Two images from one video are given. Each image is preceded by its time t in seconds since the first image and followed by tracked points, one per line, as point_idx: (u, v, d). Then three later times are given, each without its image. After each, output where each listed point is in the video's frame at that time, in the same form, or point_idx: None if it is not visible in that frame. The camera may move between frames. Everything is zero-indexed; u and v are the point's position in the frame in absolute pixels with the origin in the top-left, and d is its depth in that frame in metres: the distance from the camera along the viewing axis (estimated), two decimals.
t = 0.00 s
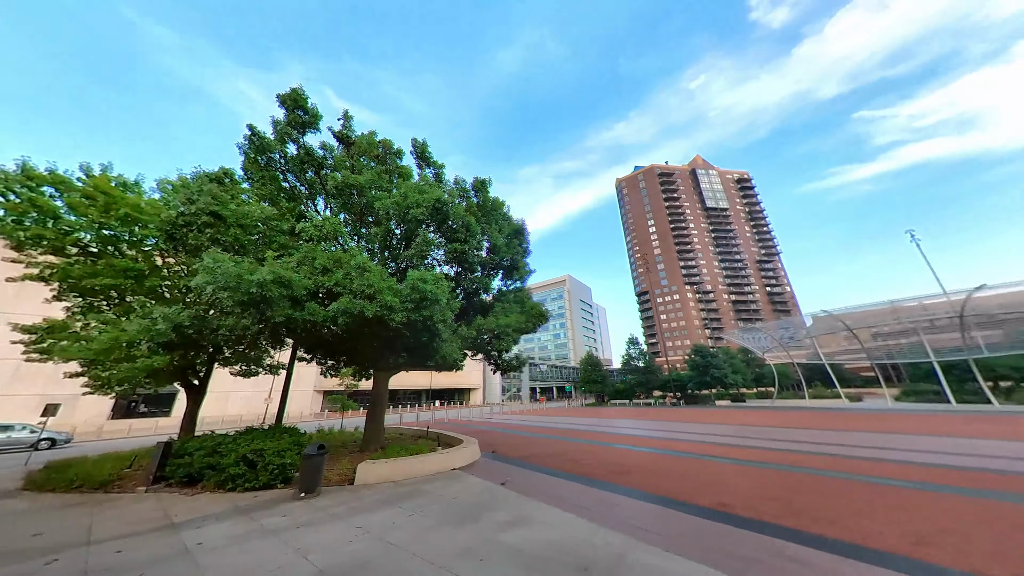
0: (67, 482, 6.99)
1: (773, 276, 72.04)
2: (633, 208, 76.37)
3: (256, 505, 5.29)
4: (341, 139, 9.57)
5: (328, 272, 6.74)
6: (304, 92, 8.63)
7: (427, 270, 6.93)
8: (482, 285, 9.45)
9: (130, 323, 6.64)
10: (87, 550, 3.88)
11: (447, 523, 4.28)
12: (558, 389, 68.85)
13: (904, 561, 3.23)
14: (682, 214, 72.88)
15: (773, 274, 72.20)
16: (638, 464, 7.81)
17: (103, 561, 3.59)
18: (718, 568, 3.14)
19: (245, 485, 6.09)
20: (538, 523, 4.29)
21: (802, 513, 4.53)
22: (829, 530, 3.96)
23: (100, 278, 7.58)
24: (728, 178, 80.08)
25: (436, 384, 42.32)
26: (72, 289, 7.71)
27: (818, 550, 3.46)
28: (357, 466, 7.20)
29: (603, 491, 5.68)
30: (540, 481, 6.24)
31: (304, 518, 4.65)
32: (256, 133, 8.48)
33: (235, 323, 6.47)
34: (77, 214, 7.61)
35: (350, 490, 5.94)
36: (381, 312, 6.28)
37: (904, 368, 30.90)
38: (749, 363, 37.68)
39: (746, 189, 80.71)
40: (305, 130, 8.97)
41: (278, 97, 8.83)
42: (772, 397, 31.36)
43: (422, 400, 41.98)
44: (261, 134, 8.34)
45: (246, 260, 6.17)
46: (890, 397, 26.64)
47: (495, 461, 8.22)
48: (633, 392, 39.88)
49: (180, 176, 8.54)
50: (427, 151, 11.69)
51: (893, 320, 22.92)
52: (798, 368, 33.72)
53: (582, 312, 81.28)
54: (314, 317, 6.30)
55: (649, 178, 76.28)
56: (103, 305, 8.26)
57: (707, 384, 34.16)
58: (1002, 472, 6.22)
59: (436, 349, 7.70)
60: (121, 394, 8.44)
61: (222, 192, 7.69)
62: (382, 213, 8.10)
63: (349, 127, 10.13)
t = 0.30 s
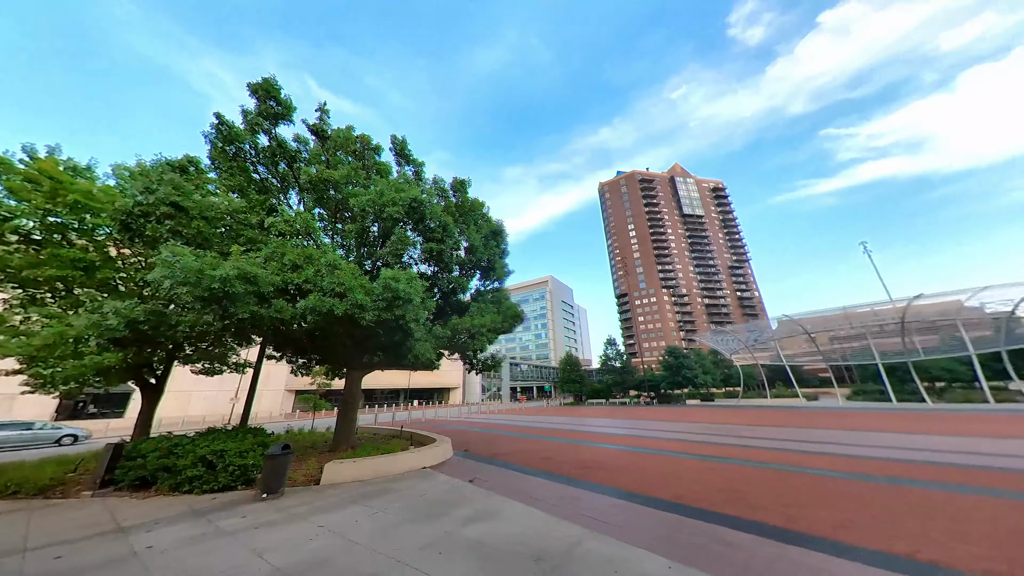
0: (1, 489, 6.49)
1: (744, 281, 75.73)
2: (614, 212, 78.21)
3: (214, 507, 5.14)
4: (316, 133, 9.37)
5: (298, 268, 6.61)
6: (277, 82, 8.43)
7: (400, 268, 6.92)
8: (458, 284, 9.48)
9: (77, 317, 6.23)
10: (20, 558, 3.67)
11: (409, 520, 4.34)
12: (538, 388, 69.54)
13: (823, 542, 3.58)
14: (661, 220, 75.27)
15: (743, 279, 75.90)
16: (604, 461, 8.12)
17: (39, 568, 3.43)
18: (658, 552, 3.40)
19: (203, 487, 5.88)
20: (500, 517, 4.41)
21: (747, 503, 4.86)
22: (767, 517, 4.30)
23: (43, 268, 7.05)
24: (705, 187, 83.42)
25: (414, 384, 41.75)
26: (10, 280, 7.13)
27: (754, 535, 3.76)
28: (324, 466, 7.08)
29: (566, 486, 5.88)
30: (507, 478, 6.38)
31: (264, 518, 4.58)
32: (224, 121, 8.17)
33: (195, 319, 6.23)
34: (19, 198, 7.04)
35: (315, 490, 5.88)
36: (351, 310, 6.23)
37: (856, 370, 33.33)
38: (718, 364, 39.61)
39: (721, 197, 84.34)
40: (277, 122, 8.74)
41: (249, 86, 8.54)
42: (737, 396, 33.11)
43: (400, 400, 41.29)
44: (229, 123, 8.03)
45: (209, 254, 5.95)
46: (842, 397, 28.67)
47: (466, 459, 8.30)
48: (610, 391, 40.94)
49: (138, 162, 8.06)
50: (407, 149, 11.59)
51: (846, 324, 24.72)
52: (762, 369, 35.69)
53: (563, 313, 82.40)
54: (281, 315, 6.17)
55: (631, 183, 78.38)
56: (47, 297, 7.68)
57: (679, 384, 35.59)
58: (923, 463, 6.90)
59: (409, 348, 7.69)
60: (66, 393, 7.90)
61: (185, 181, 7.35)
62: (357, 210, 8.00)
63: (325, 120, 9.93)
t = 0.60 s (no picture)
0: None
1: (716, 286, 79.27)
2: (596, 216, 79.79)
3: (162, 514, 4.91)
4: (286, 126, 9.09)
5: (263, 266, 6.42)
6: (245, 71, 8.14)
7: (370, 268, 6.84)
8: (433, 285, 9.45)
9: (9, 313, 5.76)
10: None
11: (369, 522, 4.33)
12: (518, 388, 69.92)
13: (755, 529, 3.90)
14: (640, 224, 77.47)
15: (716, 284, 79.44)
16: (571, 459, 8.35)
17: None
18: (606, 545, 3.58)
19: (151, 493, 5.60)
20: (461, 517, 4.49)
21: (696, 495, 5.20)
22: (711, 508, 4.62)
23: None
24: (682, 194, 86.61)
25: (391, 383, 40.95)
26: None
27: (696, 525, 4.04)
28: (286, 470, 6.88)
29: (530, 485, 6.01)
30: (474, 478, 6.45)
31: (216, 524, 4.44)
32: (185, 109, 7.79)
33: (147, 317, 5.91)
34: None
35: (274, 494, 5.72)
36: (317, 310, 6.13)
37: (812, 371, 35.74)
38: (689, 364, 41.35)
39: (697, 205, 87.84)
40: (245, 112, 8.43)
41: (214, 73, 8.18)
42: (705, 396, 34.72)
43: (376, 400, 40.40)
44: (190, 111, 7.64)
45: (163, 249, 5.68)
46: (800, 396, 30.65)
47: (435, 459, 8.29)
48: (587, 391, 41.82)
49: (87, 146, 7.52)
50: (384, 145, 11.41)
51: (805, 328, 26.45)
52: (729, 369, 37.55)
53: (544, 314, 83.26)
54: (242, 313, 5.98)
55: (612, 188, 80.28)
56: None
57: (652, 384, 36.88)
58: (857, 457, 7.56)
59: (379, 348, 7.63)
60: None
61: (139, 170, 6.95)
62: (328, 207, 7.84)
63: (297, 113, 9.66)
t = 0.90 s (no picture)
0: None
1: (690, 289, 82.57)
2: (578, 218, 81.19)
3: (105, 518, 4.69)
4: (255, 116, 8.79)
5: (225, 260, 6.21)
6: (210, 57, 7.83)
7: (339, 265, 6.77)
8: (407, 284, 9.44)
9: None
10: None
11: (327, 520, 4.32)
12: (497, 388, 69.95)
13: (694, 515, 4.26)
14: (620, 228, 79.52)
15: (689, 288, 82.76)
16: (538, 455, 8.60)
17: None
18: (556, 533, 3.80)
19: (93, 497, 5.30)
20: (422, 512, 4.57)
21: (648, 486, 5.53)
22: (660, 498, 4.94)
23: None
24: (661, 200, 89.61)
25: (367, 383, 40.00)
26: None
27: (643, 514, 4.33)
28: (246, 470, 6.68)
29: (495, 481, 6.17)
30: (440, 474, 6.54)
31: (165, 526, 4.30)
32: (143, 93, 7.40)
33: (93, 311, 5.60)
34: None
35: (231, 495, 5.57)
36: (281, 307, 6.02)
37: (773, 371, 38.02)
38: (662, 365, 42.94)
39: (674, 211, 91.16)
40: (210, 100, 8.11)
41: (176, 57, 7.79)
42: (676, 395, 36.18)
43: (351, 400, 39.38)
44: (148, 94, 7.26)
45: (112, 239, 5.39)
46: (761, 395, 32.57)
47: (404, 458, 8.29)
48: (564, 391, 42.52)
49: (28, 126, 6.97)
50: (360, 140, 11.23)
51: (767, 331, 28.14)
52: (699, 370, 39.29)
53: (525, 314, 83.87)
54: (201, 309, 5.78)
55: (594, 192, 81.99)
56: None
57: (627, 384, 38.03)
58: (797, 449, 8.25)
59: (348, 347, 7.57)
60: None
61: (88, 154, 6.52)
62: (297, 201, 7.66)
63: (267, 103, 9.37)
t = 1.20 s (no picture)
0: None
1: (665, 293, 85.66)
2: (560, 220, 82.26)
3: (34, 528, 4.37)
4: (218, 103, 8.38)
5: (179, 254, 5.92)
6: (169, 39, 7.41)
7: (304, 262, 6.61)
8: (378, 282, 9.35)
9: None
10: None
11: (281, 523, 4.26)
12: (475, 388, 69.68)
13: (640, 507, 4.53)
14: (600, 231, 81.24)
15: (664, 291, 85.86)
16: (506, 454, 8.76)
17: None
18: (508, 529, 3.94)
19: (21, 506, 4.92)
20: (380, 513, 4.57)
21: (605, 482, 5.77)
22: (614, 492, 5.17)
23: None
24: (639, 206, 92.32)
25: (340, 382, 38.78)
26: None
27: (596, 508, 4.52)
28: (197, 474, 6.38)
29: (458, 480, 6.26)
30: (404, 475, 6.54)
31: (102, 534, 4.08)
32: (91, 73, 6.90)
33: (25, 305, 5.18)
34: None
35: (180, 499, 5.34)
36: (239, 304, 5.81)
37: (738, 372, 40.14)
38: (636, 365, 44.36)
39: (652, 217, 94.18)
40: (167, 85, 7.67)
41: (130, 37, 7.31)
42: (648, 394, 37.44)
43: (322, 400, 38.04)
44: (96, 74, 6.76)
45: (48, 229, 5.01)
46: (726, 394, 34.35)
47: (370, 459, 8.20)
48: (541, 390, 42.96)
49: None
50: (333, 134, 10.93)
51: (732, 334, 29.69)
52: (670, 370, 40.89)
53: (506, 314, 83.99)
54: (150, 305, 5.49)
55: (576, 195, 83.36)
56: None
57: (602, 383, 38.96)
58: (746, 445, 8.86)
59: (313, 345, 7.41)
60: None
61: (23, 135, 6.00)
62: (262, 195, 7.39)
63: (233, 90, 8.96)
